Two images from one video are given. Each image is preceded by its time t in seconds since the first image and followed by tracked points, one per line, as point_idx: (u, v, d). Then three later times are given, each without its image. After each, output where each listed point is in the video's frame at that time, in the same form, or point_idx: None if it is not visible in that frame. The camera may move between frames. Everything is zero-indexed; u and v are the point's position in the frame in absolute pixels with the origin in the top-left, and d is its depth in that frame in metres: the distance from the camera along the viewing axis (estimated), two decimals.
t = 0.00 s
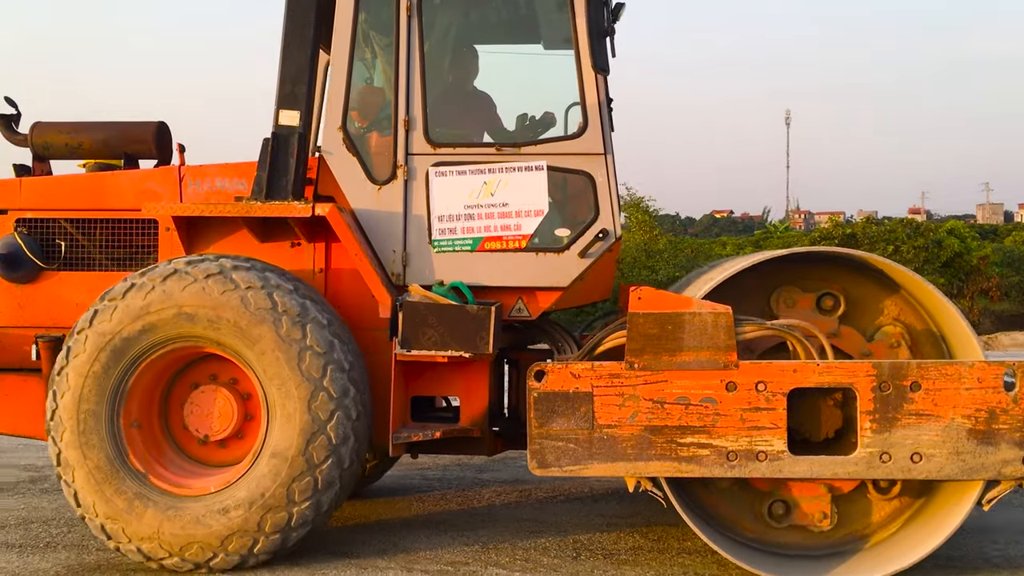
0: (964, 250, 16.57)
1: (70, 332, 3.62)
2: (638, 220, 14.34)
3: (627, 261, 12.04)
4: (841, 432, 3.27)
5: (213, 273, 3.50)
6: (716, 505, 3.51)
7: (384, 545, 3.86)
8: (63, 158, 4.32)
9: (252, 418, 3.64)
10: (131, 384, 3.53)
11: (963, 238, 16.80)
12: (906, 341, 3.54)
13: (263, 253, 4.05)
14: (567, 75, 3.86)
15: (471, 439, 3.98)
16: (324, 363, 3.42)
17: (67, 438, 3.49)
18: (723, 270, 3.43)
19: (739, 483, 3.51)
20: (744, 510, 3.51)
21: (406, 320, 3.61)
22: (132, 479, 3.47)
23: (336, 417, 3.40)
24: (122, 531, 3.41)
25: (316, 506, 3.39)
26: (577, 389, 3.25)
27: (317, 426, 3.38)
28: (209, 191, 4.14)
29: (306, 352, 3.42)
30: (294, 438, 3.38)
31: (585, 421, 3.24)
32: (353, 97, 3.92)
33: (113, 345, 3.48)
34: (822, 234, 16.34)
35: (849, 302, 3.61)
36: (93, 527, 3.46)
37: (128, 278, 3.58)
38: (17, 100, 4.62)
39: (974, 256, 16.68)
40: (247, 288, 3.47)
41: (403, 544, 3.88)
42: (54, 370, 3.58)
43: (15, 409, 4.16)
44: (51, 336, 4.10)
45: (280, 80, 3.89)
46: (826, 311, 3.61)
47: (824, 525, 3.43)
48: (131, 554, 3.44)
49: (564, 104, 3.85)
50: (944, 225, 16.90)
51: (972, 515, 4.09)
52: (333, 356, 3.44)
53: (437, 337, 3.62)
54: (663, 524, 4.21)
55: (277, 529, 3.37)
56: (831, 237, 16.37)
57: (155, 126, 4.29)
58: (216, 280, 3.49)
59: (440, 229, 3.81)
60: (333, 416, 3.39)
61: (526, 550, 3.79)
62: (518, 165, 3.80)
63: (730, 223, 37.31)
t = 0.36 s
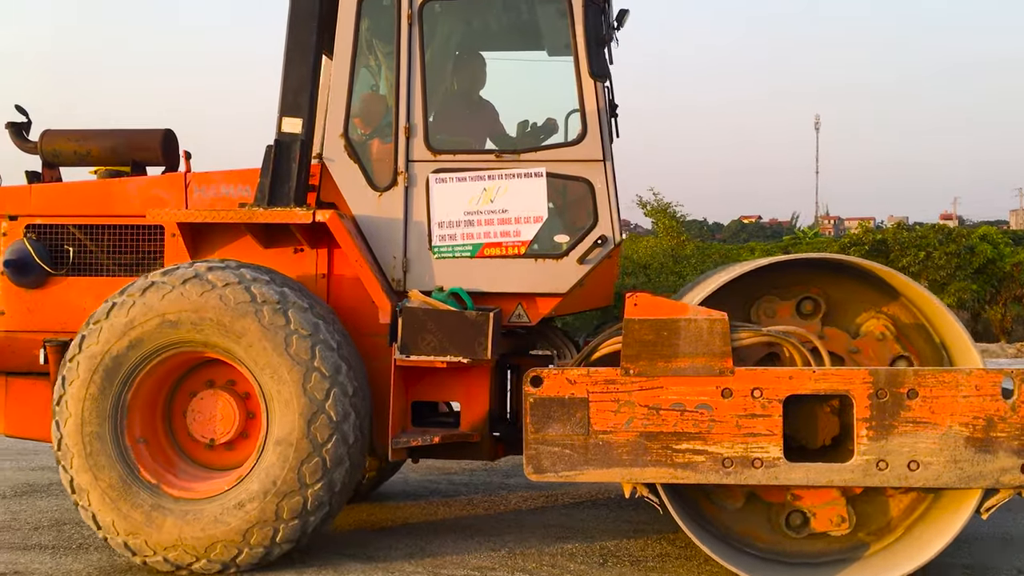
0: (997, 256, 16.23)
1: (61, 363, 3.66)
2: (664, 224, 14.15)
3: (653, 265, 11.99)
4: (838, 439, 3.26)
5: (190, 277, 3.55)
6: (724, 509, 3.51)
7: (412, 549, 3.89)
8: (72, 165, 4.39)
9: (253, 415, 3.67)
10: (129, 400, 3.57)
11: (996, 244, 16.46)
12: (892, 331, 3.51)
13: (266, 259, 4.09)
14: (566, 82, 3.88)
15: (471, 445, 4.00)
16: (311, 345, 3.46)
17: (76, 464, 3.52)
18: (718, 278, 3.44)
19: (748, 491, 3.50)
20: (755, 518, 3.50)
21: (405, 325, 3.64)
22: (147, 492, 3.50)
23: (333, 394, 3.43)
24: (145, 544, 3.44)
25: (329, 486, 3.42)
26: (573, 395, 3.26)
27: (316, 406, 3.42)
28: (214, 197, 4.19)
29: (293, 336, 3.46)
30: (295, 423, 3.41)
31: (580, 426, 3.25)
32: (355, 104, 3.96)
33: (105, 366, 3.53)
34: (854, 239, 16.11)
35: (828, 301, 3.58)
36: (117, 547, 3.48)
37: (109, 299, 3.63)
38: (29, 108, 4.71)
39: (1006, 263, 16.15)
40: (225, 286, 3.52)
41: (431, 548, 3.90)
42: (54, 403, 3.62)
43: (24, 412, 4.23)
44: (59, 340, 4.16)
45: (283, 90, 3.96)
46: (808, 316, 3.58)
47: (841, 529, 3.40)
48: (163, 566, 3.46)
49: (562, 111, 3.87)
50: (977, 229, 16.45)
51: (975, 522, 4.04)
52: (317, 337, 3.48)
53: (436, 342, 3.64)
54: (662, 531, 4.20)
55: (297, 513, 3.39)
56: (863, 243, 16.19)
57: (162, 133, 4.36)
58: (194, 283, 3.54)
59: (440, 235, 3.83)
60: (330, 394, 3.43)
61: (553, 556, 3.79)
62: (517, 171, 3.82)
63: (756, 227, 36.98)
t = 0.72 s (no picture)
0: None
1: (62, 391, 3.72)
2: (694, 232, 15.23)
3: (684, 272, 12.43)
4: (837, 447, 3.25)
5: (171, 286, 3.62)
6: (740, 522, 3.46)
7: (439, 553, 3.90)
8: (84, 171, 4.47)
9: (256, 411, 3.72)
10: (132, 415, 3.62)
11: None
12: (878, 327, 3.48)
13: (272, 263, 4.14)
14: (569, 89, 3.90)
15: (473, 450, 4.02)
16: (299, 328, 3.52)
17: (91, 485, 3.57)
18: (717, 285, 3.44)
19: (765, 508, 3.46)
20: (776, 536, 3.45)
21: (407, 330, 3.67)
22: (164, 500, 3.53)
23: (327, 372, 3.48)
24: (171, 552, 3.46)
25: (340, 463, 3.46)
26: (571, 400, 3.27)
27: (313, 387, 3.47)
28: (222, 203, 4.25)
29: (278, 323, 3.52)
30: (294, 407, 3.46)
31: (578, 432, 3.26)
32: (360, 111, 4.00)
33: (104, 385, 3.59)
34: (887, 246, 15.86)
35: (809, 307, 3.56)
36: (144, 560, 3.50)
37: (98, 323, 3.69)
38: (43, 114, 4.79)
39: None
40: (205, 287, 3.59)
41: (458, 553, 3.92)
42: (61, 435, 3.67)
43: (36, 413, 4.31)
44: (69, 343, 4.23)
45: (289, 96, 3.99)
46: (792, 325, 3.56)
47: (862, 531, 3.33)
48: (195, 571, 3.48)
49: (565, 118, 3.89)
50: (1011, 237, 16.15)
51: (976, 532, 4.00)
52: (303, 320, 3.54)
53: (437, 347, 3.66)
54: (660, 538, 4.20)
55: (313, 494, 3.43)
56: (896, 250, 16.21)
57: (171, 139, 4.42)
58: (177, 291, 3.60)
59: (443, 241, 3.86)
60: (324, 372, 3.48)
61: (582, 563, 3.78)
62: (519, 178, 3.84)
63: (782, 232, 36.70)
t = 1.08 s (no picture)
0: None
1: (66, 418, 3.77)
2: (723, 235, 15.56)
3: (711, 278, 12.34)
4: (834, 453, 3.24)
5: (156, 297, 3.68)
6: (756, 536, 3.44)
7: (466, 557, 3.91)
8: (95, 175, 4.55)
9: (257, 407, 3.77)
10: (136, 428, 3.67)
11: None
12: (859, 321, 3.49)
13: (277, 267, 4.19)
14: (570, 95, 3.93)
15: (475, 454, 4.04)
16: (284, 314, 3.59)
17: (107, 504, 3.59)
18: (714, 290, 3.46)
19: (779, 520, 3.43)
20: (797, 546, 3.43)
21: (408, 334, 3.70)
22: (180, 505, 3.57)
23: (317, 351, 3.54)
24: (196, 554, 3.49)
25: (345, 438, 3.50)
26: (568, 404, 3.29)
27: (306, 368, 3.52)
28: (229, 207, 4.30)
29: (262, 313, 3.58)
30: (291, 391, 3.52)
31: (575, 436, 3.28)
32: (363, 116, 4.05)
33: (105, 405, 3.64)
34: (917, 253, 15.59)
35: (787, 313, 3.57)
36: (172, 567, 3.53)
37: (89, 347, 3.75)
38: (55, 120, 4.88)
39: None
40: (186, 291, 3.66)
41: (484, 557, 3.92)
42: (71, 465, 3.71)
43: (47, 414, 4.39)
44: (78, 345, 4.30)
45: (294, 102, 4.05)
46: (773, 333, 3.56)
47: (880, 528, 3.34)
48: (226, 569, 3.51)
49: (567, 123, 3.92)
50: None
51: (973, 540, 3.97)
52: (286, 306, 3.61)
53: (438, 351, 3.69)
54: (658, 542, 4.19)
55: (324, 471, 3.46)
56: (929, 256, 14.98)
57: (179, 144, 4.48)
58: (161, 300, 3.67)
59: (445, 245, 3.89)
60: (316, 352, 3.54)
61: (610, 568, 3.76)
62: (521, 183, 3.87)
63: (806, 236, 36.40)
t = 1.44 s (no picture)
0: None
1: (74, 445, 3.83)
2: (750, 238, 15.49)
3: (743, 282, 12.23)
4: (831, 455, 3.23)
5: (141, 311, 3.75)
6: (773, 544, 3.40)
7: (493, 559, 3.93)
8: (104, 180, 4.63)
9: (259, 402, 3.82)
10: (143, 441, 3.73)
11: None
12: (837, 313, 3.50)
13: (281, 270, 4.24)
14: (570, 98, 3.96)
15: (476, 455, 4.06)
16: (266, 302, 3.65)
17: (127, 519, 3.63)
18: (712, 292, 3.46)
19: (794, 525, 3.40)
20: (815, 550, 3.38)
21: (408, 336, 3.73)
22: (197, 507, 3.61)
23: (303, 332, 3.60)
24: (221, 551, 3.54)
25: (346, 412, 3.55)
26: (565, 405, 3.31)
27: (294, 351, 3.58)
28: (234, 211, 4.35)
29: (244, 305, 3.65)
30: (283, 376, 3.57)
31: (571, 437, 3.30)
32: (366, 120, 4.09)
33: (109, 423, 3.70)
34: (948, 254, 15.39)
35: (768, 318, 3.57)
36: (201, 569, 3.57)
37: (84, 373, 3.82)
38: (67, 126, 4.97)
39: None
40: (168, 299, 3.73)
41: (511, 559, 3.95)
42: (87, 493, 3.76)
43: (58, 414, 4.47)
44: (87, 347, 4.37)
45: (297, 106, 4.10)
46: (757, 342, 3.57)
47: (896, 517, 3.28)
48: (255, 562, 3.55)
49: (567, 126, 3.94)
50: None
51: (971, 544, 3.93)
52: (264, 295, 3.68)
53: (438, 353, 3.72)
54: (658, 545, 4.19)
55: (331, 444, 3.51)
56: (959, 255, 14.36)
57: (186, 148, 4.55)
58: (145, 313, 3.74)
59: (445, 248, 3.93)
60: (301, 334, 3.60)
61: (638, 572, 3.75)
62: (521, 186, 3.89)
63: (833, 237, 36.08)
